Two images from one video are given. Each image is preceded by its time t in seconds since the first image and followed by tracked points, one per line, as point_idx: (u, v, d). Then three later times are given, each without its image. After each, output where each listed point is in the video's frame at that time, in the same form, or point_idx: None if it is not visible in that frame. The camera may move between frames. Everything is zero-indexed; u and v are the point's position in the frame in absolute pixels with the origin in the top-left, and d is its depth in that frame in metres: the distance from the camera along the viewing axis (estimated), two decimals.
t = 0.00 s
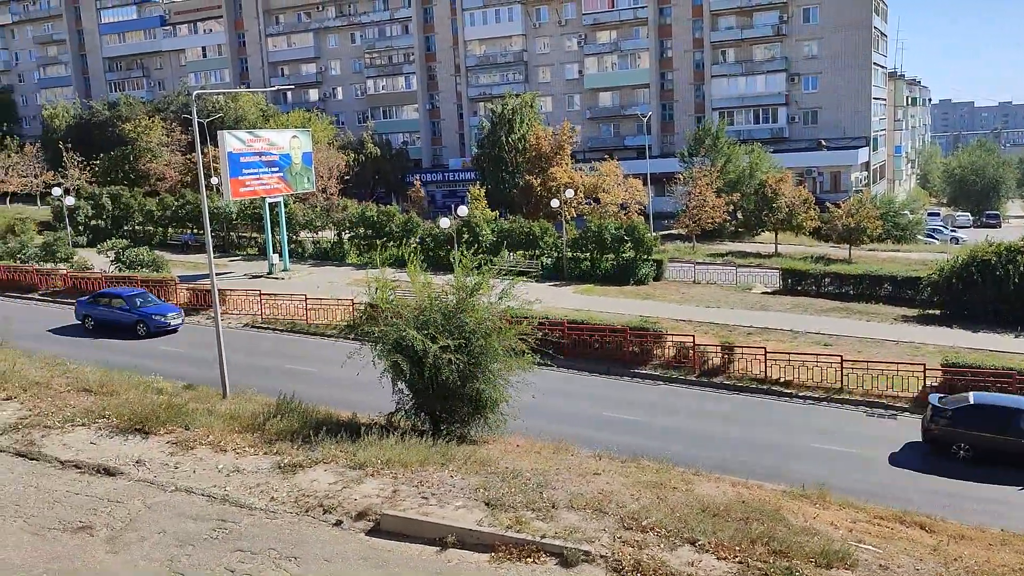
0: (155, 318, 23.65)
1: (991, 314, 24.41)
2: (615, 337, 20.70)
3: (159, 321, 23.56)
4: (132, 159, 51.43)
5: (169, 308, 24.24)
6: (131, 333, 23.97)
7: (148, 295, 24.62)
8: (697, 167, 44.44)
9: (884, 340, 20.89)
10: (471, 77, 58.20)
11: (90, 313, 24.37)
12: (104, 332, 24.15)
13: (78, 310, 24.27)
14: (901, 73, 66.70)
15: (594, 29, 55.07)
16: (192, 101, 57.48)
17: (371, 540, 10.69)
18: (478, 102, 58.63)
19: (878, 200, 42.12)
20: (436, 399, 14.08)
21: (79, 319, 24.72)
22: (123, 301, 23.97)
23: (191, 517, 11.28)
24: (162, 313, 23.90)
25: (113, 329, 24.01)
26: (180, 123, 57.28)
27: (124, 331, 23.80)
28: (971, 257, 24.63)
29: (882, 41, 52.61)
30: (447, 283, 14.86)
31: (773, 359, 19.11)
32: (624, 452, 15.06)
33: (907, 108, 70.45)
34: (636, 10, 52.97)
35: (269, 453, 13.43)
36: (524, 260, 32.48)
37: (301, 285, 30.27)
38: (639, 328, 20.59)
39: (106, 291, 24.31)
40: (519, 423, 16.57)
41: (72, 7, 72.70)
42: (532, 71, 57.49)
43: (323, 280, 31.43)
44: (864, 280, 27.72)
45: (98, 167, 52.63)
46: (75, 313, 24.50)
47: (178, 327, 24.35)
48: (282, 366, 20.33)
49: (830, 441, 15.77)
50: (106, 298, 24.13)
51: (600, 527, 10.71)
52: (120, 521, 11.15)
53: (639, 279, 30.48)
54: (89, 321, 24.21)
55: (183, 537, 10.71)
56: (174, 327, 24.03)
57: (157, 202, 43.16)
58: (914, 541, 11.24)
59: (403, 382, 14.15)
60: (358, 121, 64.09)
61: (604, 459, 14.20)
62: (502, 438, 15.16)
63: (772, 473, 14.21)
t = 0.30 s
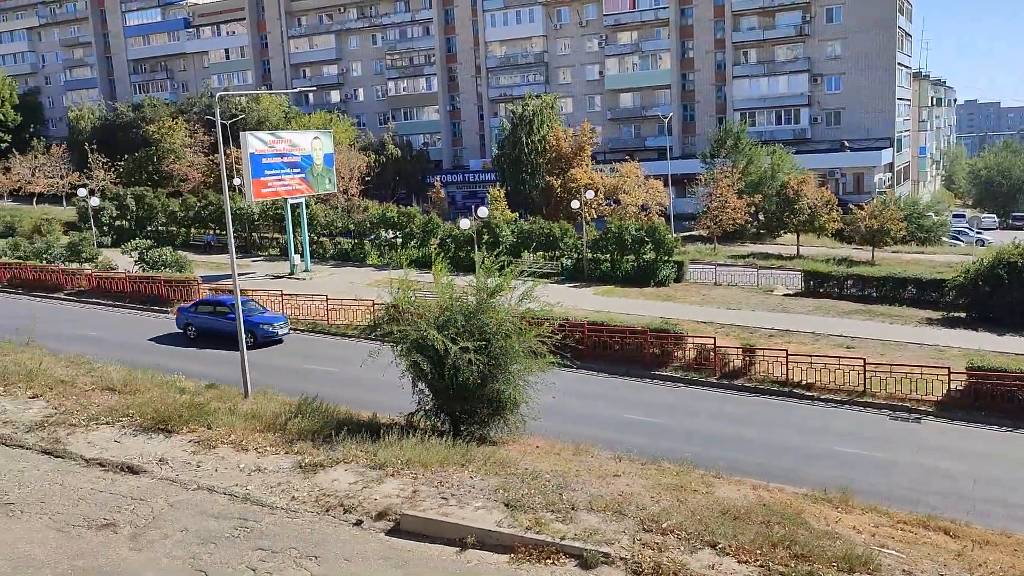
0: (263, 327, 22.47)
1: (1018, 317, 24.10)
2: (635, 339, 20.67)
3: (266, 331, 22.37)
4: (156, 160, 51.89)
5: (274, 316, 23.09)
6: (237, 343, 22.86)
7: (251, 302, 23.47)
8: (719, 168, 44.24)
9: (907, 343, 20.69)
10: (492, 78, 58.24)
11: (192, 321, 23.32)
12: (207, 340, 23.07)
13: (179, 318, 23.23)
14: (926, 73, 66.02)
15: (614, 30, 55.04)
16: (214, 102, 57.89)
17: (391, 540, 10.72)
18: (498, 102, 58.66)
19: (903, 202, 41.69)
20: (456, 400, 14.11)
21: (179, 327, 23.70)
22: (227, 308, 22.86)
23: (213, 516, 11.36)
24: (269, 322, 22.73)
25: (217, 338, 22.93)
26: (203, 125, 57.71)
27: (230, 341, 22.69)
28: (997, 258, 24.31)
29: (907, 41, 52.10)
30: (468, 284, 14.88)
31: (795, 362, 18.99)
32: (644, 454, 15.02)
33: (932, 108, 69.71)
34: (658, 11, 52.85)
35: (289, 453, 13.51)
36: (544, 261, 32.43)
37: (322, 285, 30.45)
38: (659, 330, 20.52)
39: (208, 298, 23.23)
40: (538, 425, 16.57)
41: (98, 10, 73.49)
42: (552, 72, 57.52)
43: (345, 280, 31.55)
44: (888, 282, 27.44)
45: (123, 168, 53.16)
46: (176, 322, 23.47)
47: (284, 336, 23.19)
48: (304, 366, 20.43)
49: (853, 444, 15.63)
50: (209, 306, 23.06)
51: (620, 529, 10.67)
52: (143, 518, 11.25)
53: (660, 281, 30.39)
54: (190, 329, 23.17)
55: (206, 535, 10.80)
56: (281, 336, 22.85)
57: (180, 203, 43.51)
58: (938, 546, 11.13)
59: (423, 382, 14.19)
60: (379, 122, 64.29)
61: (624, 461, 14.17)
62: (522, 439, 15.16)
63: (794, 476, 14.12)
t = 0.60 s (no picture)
0: (373, 337, 21.42)
1: None
2: (655, 340, 20.63)
3: (378, 341, 21.36)
4: (179, 161, 52.35)
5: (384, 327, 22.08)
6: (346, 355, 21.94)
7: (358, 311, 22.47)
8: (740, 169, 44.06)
9: (930, 346, 20.50)
10: (512, 79, 58.28)
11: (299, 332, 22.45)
12: (313, 352, 22.18)
13: (285, 329, 22.38)
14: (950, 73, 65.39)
15: (635, 31, 54.93)
16: (236, 104, 58.26)
17: (410, 540, 10.75)
18: (518, 104, 58.64)
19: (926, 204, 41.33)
20: (475, 400, 14.13)
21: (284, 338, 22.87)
22: (333, 318, 21.90)
23: (234, 514, 11.45)
24: (379, 332, 21.66)
25: (325, 349, 22.02)
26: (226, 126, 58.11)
27: (339, 352, 21.75)
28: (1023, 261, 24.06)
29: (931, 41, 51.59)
30: (488, 285, 14.91)
31: (815, 364, 18.88)
32: (664, 456, 14.99)
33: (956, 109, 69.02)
34: (679, 11, 52.71)
35: (309, 452, 13.58)
36: (563, 262, 32.44)
37: (342, 286, 30.62)
38: (679, 332, 20.46)
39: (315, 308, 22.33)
40: (558, 426, 16.58)
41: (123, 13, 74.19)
42: (572, 73, 57.50)
43: (365, 281, 31.68)
44: (910, 285, 27.20)
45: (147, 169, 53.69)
46: (281, 333, 22.65)
47: (394, 346, 22.20)
48: (323, 366, 20.55)
49: (875, 447, 15.51)
50: (315, 316, 22.14)
51: (639, 531, 10.65)
52: (165, 516, 11.35)
53: (680, 283, 30.31)
54: (296, 340, 22.32)
55: (227, 534, 10.88)
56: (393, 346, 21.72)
57: (203, 204, 43.88)
58: (961, 551, 11.01)
59: (443, 382, 14.22)
60: (399, 123, 64.49)
61: (643, 463, 14.14)
62: (541, 440, 15.16)
63: (816, 479, 14.02)
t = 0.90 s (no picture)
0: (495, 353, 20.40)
1: None
2: (675, 342, 20.58)
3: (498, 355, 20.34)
4: (202, 162, 52.77)
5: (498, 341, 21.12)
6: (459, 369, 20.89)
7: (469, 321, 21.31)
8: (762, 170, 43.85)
9: (954, 348, 20.29)
10: (532, 80, 58.30)
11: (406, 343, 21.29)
12: (424, 365, 21.05)
13: (392, 340, 21.20)
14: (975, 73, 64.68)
15: (656, 31, 54.81)
16: (258, 105, 58.61)
17: (430, 540, 10.77)
18: (539, 104, 58.63)
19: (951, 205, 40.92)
20: (496, 401, 14.13)
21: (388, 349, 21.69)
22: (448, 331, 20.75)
23: (255, 513, 11.51)
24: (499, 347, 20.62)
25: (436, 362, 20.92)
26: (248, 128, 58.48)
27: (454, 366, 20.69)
28: None
29: (955, 40, 51.06)
30: (510, 286, 14.92)
31: (837, 366, 18.75)
32: (685, 458, 14.94)
33: (982, 109, 68.26)
34: (700, 12, 52.56)
35: (331, 452, 13.64)
36: (583, 263, 32.42)
37: (362, 286, 30.73)
38: (700, 334, 20.38)
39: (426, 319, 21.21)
40: (578, 427, 16.56)
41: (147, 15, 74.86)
42: (593, 73, 57.47)
43: (385, 282, 31.78)
44: (934, 287, 26.94)
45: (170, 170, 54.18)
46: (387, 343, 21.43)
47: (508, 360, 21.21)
48: (343, 367, 20.62)
49: (897, 450, 15.37)
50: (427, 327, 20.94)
51: (659, 533, 10.60)
52: (187, 514, 11.43)
53: (701, 284, 30.19)
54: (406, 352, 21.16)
55: (248, 532, 10.94)
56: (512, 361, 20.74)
57: (225, 205, 44.21)
58: (986, 556, 10.89)
59: (464, 383, 14.24)
60: (419, 125, 64.67)
61: (664, 465, 14.10)
62: (561, 442, 15.13)
63: (838, 482, 13.91)
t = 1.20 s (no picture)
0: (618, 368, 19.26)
1: None
2: (698, 343, 20.50)
3: (622, 371, 19.27)
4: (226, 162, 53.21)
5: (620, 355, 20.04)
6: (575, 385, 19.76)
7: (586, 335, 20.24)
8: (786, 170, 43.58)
9: (982, 351, 20.04)
10: (555, 80, 58.26)
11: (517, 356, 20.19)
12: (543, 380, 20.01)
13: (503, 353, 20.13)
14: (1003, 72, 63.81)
15: (679, 31, 54.63)
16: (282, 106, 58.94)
17: (452, 540, 10.78)
18: (561, 104, 58.58)
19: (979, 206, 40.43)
20: (519, 401, 14.14)
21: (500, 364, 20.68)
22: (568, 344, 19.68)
23: (278, 511, 11.58)
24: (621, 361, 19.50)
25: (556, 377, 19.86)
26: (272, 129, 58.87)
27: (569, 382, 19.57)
28: None
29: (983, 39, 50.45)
30: (533, 286, 14.93)
31: (861, 368, 18.59)
32: (707, 460, 14.86)
33: (1010, 108, 67.33)
34: (723, 11, 52.34)
35: (354, 451, 13.70)
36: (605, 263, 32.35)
37: (384, 286, 30.85)
38: (723, 335, 20.29)
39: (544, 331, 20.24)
40: (600, 428, 16.52)
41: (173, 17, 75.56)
42: (616, 73, 57.37)
43: (406, 282, 31.87)
44: (961, 288, 26.62)
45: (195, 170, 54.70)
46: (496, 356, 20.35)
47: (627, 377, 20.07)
48: (369, 367, 20.68)
49: (922, 454, 15.21)
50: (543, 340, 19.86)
51: (681, 535, 10.56)
52: (211, 512, 11.52)
53: (724, 285, 30.00)
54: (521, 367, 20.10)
55: (272, 530, 11.01)
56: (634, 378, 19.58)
57: (249, 205, 44.58)
58: (1015, 561, 10.74)
59: (486, 383, 14.26)
60: (442, 125, 64.84)
61: (686, 466, 14.04)
62: (582, 442, 15.11)
63: (862, 485, 13.80)
